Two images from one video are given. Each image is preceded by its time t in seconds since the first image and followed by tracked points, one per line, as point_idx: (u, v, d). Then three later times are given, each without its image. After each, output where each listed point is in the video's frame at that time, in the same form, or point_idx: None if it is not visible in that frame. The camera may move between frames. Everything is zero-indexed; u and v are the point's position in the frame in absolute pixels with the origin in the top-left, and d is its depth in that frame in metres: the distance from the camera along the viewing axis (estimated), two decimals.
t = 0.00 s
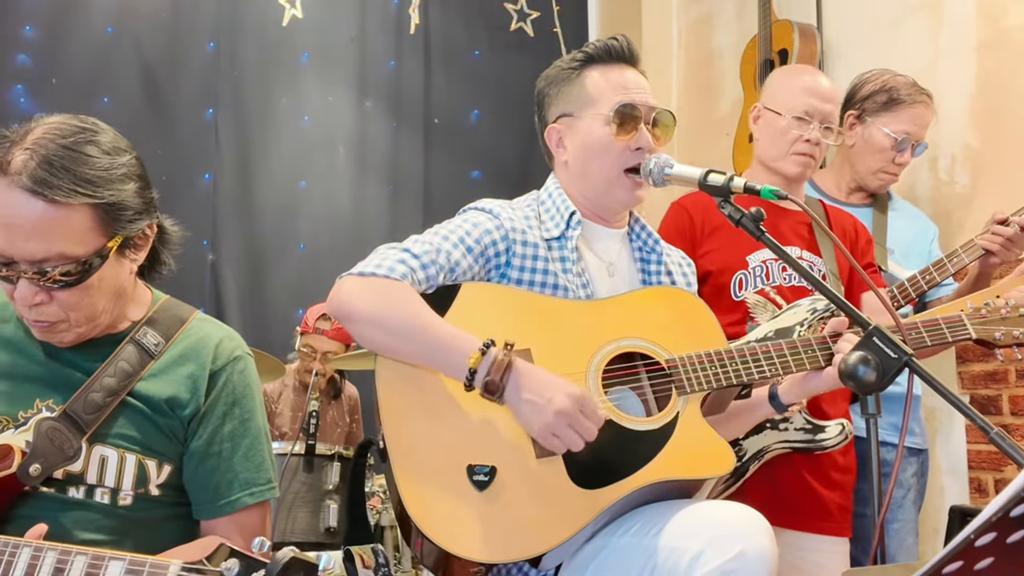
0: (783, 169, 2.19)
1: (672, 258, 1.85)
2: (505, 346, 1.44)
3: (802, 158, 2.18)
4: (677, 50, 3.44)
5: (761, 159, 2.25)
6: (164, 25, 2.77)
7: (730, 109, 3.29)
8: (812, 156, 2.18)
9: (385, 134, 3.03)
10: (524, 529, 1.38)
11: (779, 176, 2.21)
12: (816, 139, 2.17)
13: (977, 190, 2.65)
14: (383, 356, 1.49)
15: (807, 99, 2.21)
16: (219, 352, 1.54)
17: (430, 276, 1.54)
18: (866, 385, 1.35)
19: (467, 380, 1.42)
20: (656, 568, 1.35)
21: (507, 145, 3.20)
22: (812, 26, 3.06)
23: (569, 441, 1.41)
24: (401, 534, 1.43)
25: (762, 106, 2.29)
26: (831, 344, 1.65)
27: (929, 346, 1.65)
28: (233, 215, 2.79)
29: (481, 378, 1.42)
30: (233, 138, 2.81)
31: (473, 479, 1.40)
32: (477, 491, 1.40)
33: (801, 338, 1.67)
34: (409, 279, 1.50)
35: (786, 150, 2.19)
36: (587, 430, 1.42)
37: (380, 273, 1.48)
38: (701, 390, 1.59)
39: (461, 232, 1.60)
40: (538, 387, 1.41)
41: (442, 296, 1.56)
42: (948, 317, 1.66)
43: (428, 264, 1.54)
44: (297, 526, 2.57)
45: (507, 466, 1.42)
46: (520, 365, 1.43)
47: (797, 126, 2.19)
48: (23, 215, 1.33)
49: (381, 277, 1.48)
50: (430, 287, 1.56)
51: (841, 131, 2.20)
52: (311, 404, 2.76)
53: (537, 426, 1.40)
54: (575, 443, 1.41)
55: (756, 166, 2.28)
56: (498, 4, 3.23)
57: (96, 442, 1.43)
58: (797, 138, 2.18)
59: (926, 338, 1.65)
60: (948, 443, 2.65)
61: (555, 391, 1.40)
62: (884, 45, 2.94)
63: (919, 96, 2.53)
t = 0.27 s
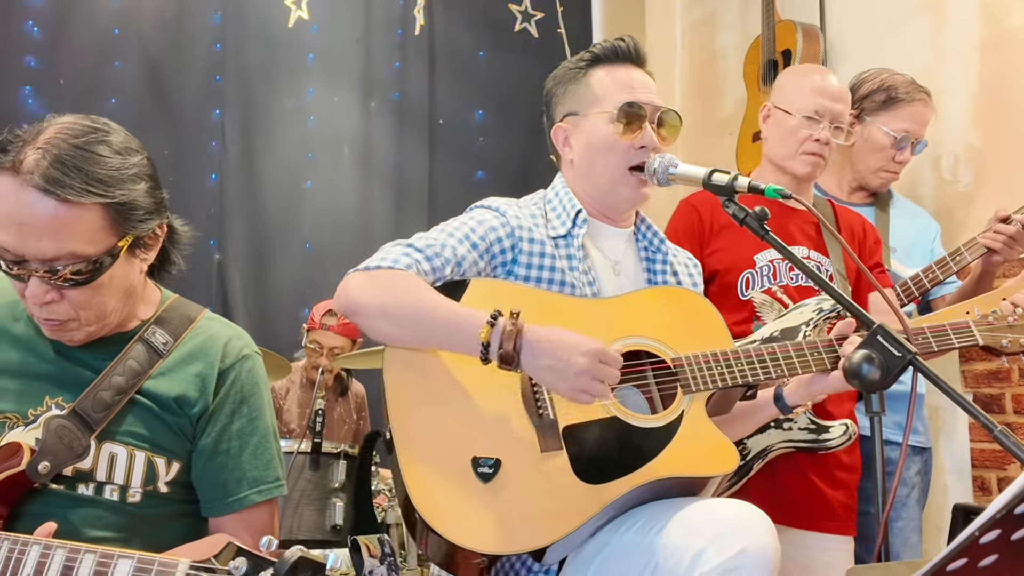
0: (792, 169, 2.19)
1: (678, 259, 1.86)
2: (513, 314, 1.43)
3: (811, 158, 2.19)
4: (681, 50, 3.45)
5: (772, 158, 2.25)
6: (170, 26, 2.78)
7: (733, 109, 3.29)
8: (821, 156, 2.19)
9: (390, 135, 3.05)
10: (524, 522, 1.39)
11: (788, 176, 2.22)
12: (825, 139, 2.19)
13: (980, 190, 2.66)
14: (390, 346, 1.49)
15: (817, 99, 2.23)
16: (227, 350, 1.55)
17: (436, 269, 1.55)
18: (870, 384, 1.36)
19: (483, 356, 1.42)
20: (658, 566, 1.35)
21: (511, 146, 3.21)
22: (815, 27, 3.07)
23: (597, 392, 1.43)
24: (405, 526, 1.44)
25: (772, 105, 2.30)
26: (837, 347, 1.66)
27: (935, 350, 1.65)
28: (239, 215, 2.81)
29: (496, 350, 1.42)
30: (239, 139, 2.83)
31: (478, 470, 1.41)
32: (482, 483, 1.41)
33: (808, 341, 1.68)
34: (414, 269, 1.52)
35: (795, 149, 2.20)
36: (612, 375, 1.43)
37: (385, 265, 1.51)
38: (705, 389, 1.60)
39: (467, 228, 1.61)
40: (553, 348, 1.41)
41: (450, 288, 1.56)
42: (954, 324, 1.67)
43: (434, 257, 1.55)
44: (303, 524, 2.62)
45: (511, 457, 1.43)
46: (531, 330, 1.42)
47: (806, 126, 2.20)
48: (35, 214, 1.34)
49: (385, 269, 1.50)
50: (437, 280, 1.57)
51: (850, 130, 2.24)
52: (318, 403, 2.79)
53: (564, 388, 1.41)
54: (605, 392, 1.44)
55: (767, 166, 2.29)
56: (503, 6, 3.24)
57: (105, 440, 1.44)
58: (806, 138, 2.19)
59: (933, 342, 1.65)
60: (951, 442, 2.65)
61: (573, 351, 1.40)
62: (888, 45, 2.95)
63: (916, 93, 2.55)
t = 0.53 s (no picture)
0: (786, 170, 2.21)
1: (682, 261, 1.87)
2: (520, 336, 1.44)
3: (803, 158, 2.20)
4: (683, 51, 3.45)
5: (766, 159, 2.26)
6: (174, 28, 2.80)
7: (735, 109, 3.30)
8: (814, 155, 2.20)
9: (394, 135, 3.06)
10: (528, 517, 1.40)
11: (783, 176, 2.23)
12: (818, 139, 2.20)
13: (981, 190, 2.66)
14: (400, 344, 1.51)
15: (810, 99, 2.23)
16: (232, 350, 1.56)
17: (447, 268, 1.56)
18: (871, 383, 1.37)
19: (481, 370, 1.43)
20: (662, 563, 1.37)
21: (514, 146, 3.22)
22: (818, 27, 3.07)
23: (582, 430, 1.42)
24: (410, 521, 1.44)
25: (765, 106, 2.31)
26: (840, 348, 1.66)
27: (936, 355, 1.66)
28: (244, 215, 2.82)
29: (495, 368, 1.43)
30: (243, 140, 2.84)
31: (485, 466, 1.43)
32: (489, 479, 1.42)
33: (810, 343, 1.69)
34: (425, 269, 1.52)
35: (788, 149, 2.21)
36: (599, 419, 1.42)
37: (398, 263, 1.51)
38: (710, 389, 1.61)
39: (477, 225, 1.62)
40: (551, 377, 1.41)
41: (457, 287, 1.58)
42: (954, 329, 1.67)
43: (446, 256, 1.56)
44: (307, 522, 2.63)
45: (516, 453, 1.44)
46: (536, 356, 1.43)
47: (800, 126, 2.21)
48: (43, 215, 1.35)
49: (398, 267, 1.50)
50: (446, 278, 1.57)
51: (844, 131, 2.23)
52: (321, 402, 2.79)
53: (549, 416, 1.40)
54: (587, 432, 1.42)
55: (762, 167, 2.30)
56: (506, 7, 3.25)
57: (111, 439, 1.45)
58: (799, 139, 2.21)
59: (934, 347, 1.66)
60: (953, 441, 2.65)
61: (569, 381, 1.40)
62: (890, 46, 2.95)
63: (913, 92, 2.56)
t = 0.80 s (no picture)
0: (769, 171, 2.23)
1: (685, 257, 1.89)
2: (536, 294, 1.44)
3: (787, 159, 2.22)
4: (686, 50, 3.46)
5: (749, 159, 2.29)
6: (180, 29, 2.81)
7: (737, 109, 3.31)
8: (797, 157, 2.22)
9: (398, 136, 3.07)
10: (542, 509, 1.42)
11: (765, 177, 2.25)
12: (801, 139, 2.21)
13: (982, 190, 2.67)
14: (411, 329, 1.51)
15: (793, 100, 2.25)
16: (242, 353, 1.58)
17: (456, 255, 1.57)
18: (872, 381, 1.39)
19: (507, 337, 1.44)
20: (665, 560, 1.39)
21: (517, 146, 3.23)
22: (820, 28, 3.08)
23: (620, 365, 1.46)
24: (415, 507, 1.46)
25: (748, 108, 2.32)
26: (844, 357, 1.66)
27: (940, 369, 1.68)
28: (249, 215, 2.84)
29: (521, 330, 1.43)
30: (248, 140, 2.86)
31: (494, 456, 1.45)
32: (497, 469, 1.44)
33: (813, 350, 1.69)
34: (434, 254, 1.54)
35: (771, 151, 2.23)
36: (634, 349, 1.46)
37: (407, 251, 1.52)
38: (718, 391, 1.62)
39: (484, 218, 1.63)
40: (577, 324, 1.42)
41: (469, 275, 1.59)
42: (960, 344, 1.69)
43: (453, 243, 1.57)
44: (312, 521, 2.64)
45: (526, 444, 1.47)
46: (555, 309, 1.43)
47: (781, 127, 2.23)
48: (59, 215, 1.37)
49: (406, 255, 1.52)
50: (457, 267, 1.59)
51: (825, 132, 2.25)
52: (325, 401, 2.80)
53: (586, 361, 1.44)
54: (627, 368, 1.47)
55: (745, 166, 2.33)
56: (509, 8, 3.26)
57: (121, 439, 1.47)
58: (781, 140, 2.22)
59: (938, 362, 1.68)
60: (954, 440, 2.67)
61: (595, 327, 1.43)
62: (892, 45, 2.96)
63: (910, 92, 2.57)
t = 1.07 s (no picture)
0: (750, 171, 2.23)
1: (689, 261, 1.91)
2: (545, 321, 1.47)
3: (769, 159, 2.23)
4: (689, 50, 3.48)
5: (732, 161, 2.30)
6: (184, 29, 2.83)
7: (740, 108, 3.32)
8: (778, 156, 2.23)
9: (401, 135, 3.08)
10: (548, 507, 1.43)
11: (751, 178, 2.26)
12: (781, 140, 2.22)
13: (985, 189, 2.67)
14: (417, 328, 1.53)
15: (772, 102, 2.25)
16: (255, 355, 1.60)
17: (466, 257, 1.58)
18: (875, 379, 1.39)
19: (506, 354, 1.46)
20: (669, 558, 1.39)
21: (519, 145, 3.24)
22: (822, 28, 3.09)
23: (605, 414, 1.45)
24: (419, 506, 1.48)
25: (729, 110, 2.33)
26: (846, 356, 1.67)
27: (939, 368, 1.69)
28: (253, 215, 2.85)
29: (520, 351, 1.46)
30: (253, 140, 2.87)
31: (500, 455, 1.46)
32: (503, 468, 1.45)
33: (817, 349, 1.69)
34: (447, 255, 1.54)
35: (752, 152, 2.24)
36: (624, 404, 1.45)
37: (420, 248, 1.53)
38: (721, 390, 1.63)
39: (494, 216, 1.64)
40: (576, 361, 1.44)
41: (476, 275, 1.61)
42: (960, 343, 1.69)
43: (465, 244, 1.58)
44: (316, 520, 2.65)
45: (531, 443, 1.48)
46: (560, 340, 1.46)
47: (761, 128, 2.24)
48: (82, 213, 1.42)
49: (421, 251, 1.52)
50: (465, 267, 1.60)
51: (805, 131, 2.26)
52: (329, 399, 2.81)
53: (573, 400, 1.43)
54: (612, 416, 1.45)
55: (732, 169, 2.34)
56: (512, 7, 3.27)
57: (134, 438, 1.50)
58: (761, 141, 2.23)
59: (938, 360, 1.69)
60: (957, 438, 2.67)
61: (593, 366, 1.43)
62: (894, 44, 2.96)
63: (910, 90, 2.57)
